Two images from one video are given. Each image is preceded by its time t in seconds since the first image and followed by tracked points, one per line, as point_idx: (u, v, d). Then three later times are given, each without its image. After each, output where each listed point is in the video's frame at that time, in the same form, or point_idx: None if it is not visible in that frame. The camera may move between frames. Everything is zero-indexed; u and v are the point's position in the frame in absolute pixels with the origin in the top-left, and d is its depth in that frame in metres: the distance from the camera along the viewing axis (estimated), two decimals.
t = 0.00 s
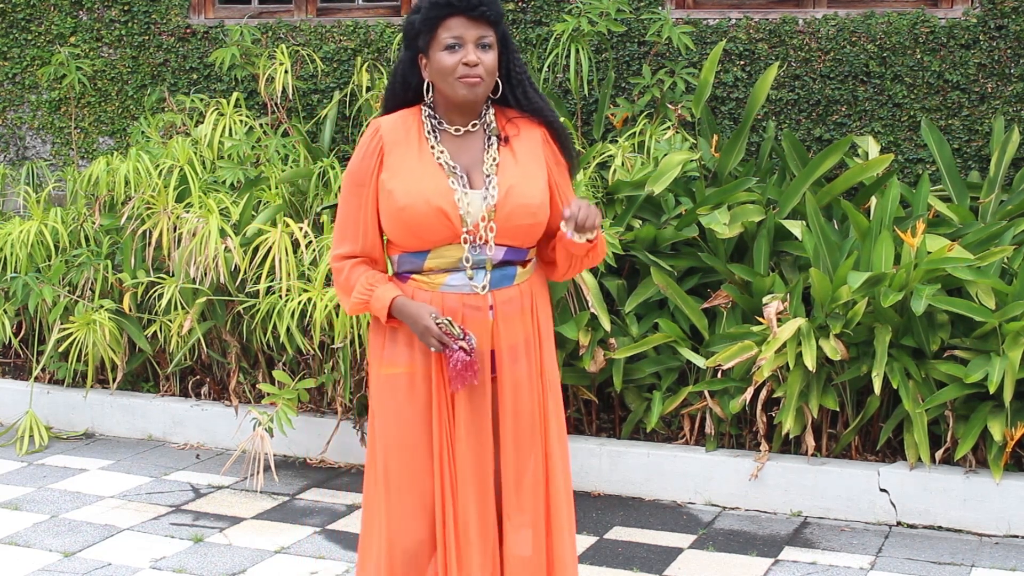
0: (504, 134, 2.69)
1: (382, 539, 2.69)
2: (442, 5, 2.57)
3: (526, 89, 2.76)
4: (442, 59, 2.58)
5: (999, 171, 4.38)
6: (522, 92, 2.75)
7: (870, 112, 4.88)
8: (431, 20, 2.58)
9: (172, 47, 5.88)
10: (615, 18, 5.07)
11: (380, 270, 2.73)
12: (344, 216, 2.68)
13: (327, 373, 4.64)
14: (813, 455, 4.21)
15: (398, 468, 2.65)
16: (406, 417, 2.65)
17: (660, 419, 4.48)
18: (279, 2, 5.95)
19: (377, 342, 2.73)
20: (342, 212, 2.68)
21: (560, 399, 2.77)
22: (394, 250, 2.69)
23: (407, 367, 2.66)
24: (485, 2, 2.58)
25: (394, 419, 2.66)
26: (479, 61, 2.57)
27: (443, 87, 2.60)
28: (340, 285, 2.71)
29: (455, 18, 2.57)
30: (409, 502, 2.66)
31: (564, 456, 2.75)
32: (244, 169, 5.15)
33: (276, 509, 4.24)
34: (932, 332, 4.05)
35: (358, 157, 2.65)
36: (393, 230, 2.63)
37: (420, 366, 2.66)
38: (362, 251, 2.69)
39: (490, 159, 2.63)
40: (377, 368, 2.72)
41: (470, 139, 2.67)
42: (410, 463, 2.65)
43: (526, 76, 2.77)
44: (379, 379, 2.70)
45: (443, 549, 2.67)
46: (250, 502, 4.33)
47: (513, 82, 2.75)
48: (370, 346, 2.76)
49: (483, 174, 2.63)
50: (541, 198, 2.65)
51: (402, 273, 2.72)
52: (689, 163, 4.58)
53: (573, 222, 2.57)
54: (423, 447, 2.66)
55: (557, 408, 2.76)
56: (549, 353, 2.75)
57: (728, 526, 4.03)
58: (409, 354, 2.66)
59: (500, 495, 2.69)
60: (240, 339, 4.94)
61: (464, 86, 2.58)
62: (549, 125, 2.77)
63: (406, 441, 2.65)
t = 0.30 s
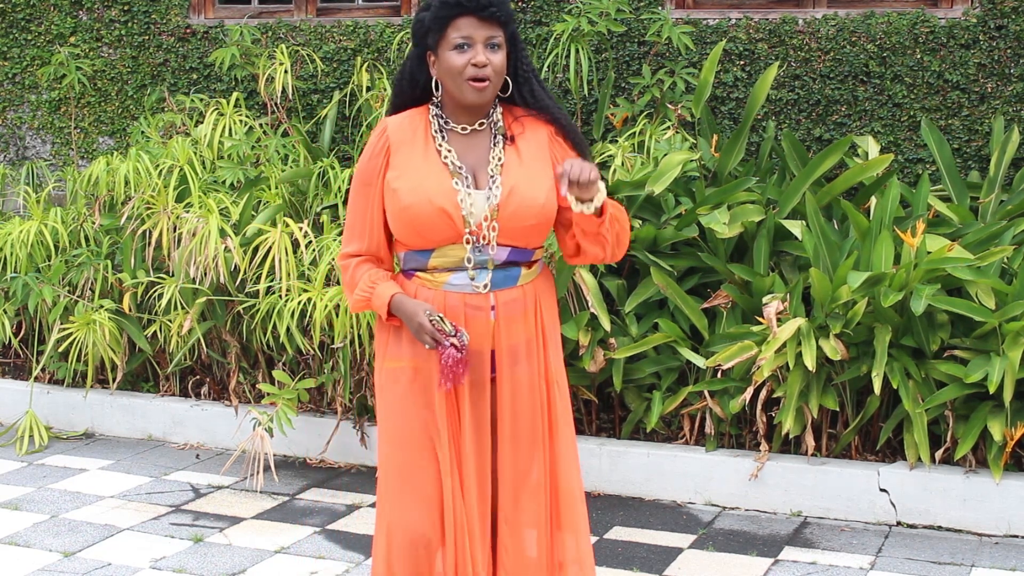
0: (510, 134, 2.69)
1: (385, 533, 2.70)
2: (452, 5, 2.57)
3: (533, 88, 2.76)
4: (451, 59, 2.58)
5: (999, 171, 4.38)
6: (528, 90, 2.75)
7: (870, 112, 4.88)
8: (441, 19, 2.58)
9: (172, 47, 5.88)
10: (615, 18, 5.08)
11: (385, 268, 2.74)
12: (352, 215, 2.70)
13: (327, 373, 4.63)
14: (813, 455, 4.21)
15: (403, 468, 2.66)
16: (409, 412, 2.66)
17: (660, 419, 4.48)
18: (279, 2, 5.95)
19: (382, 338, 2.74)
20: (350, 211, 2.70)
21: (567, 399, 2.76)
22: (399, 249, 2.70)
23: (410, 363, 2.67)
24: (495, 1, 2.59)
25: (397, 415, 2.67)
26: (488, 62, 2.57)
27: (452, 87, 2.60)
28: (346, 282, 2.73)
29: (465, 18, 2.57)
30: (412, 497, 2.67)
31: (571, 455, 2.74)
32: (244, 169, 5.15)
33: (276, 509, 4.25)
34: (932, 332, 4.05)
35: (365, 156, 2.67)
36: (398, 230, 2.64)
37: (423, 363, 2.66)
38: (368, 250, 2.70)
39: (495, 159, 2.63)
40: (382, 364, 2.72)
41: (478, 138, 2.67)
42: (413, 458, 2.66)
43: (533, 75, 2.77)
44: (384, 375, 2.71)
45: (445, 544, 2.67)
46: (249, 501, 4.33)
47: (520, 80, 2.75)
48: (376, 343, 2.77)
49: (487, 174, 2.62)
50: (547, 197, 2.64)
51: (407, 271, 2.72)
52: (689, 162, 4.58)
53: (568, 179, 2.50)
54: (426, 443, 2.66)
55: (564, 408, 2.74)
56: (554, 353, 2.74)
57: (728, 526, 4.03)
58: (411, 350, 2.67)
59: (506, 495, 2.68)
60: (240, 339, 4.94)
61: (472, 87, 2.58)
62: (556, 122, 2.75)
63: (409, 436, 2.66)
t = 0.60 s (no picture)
0: (519, 135, 2.67)
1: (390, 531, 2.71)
2: (461, 5, 2.56)
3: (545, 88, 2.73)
4: (459, 58, 2.58)
5: (999, 171, 4.38)
6: (540, 87, 2.72)
7: (870, 112, 4.88)
8: (450, 19, 2.57)
9: (172, 47, 5.89)
10: (615, 18, 5.08)
11: (388, 262, 2.74)
12: (357, 207, 2.70)
13: (326, 373, 4.63)
14: (813, 455, 4.21)
15: (404, 467, 2.67)
16: (411, 412, 2.66)
17: (660, 419, 4.48)
18: (279, 2, 5.95)
19: (384, 335, 2.74)
20: (356, 202, 2.71)
21: (569, 398, 2.75)
22: (402, 245, 2.70)
23: (412, 361, 2.67)
24: (503, 2, 2.57)
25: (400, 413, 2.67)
26: (495, 61, 2.57)
27: (460, 86, 2.60)
28: (347, 273, 2.74)
29: (473, 18, 2.56)
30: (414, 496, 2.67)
31: (573, 456, 2.72)
32: (244, 170, 5.15)
33: (276, 509, 4.24)
34: (932, 332, 4.05)
35: (373, 149, 2.67)
36: (401, 225, 2.64)
37: (425, 361, 2.66)
38: (372, 242, 2.71)
39: (501, 160, 2.62)
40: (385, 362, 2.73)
41: (486, 137, 2.67)
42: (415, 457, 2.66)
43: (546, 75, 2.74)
44: (387, 373, 2.72)
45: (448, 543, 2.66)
46: (249, 501, 4.33)
47: (532, 78, 2.72)
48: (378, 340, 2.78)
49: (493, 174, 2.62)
50: (551, 198, 2.63)
51: (409, 268, 2.72)
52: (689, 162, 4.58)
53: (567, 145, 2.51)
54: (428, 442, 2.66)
55: (567, 409, 2.74)
56: (555, 353, 2.73)
57: (728, 526, 4.03)
58: (413, 349, 2.67)
59: (506, 495, 2.69)
60: (240, 339, 4.93)
61: (480, 86, 2.58)
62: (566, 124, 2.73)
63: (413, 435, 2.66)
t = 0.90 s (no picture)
0: (523, 137, 2.68)
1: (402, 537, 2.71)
2: (466, 10, 2.56)
3: (552, 93, 2.75)
4: (464, 63, 2.59)
5: (999, 171, 4.38)
6: (547, 91, 2.74)
7: (870, 112, 4.88)
8: (455, 23, 2.58)
9: (172, 47, 5.88)
10: (615, 18, 5.08)
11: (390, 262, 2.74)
12: (361, 205, 2.70)
13: (326, 373, 4.63)
14: (813, 455, 4.21)
15: (412, 471, 2.67)
16: (418, 419, 2.66)
17: (660, 420, 4.48)
18: (279, 2, 5.95)
19: (388, 341, 2.73)
20: (359, 200, 2.70)
21: (570, 400, 2.75)
22: (405, 246, 2.70)
23: (418, 368, 2.67)
24: (508, 8, 2.56)
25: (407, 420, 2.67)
26: (499, 68, 2.57)
27: (464, 90, 2.61)
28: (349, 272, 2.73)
29: (478, 24, 2.56)
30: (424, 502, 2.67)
31: (574, 456, 2.73)
32: (244, 169, 5.15)
33: (276, 509, 4.24)
34: (932, 332, 4.05)
35: (378, 148, 2.67)
36: (403, 225, 2.64)
37: (430, 368, 2.66)
38: (375, 241, 2.70)
39: (505, 161, 2.62)
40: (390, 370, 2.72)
41: (490, 138, 2.67)
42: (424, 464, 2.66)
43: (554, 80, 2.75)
44: (393, 381, 2.71)
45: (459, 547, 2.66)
46: (249, 501, 4.33)
47: (539, 81, 2.74)
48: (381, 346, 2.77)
49: (496, 175, 2.62)
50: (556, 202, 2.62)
51: (411, 271, 2.71)
52: (689, 162, 4.58)
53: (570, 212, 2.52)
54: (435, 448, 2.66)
55: (568, 410, 2.74)
56: (557, 355, 2.73)
57: (728, 526, 4.03)
58: (418, 355, 2.67)
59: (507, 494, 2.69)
60: (240, 339, 4.93)
61: (484, 92, 2.59)
62: (569, 130, 2.74)
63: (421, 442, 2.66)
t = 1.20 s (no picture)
0: (534, 138, 2.68)
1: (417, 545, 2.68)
2: (476, 7, 2.56)
3: (562, 96, 2.75)
4: (472, 61, 2.58)
5: (999, 171, 4.38)
6: (558, 94, 2.74)
7: (870, 112, 4.88)
8: (464, 21, 2.58)
9: (172, 47, 5.89)
10: (615, 18, 5.08)
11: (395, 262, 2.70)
12: (367, 201, 2.65)
13: (327, 373, 4.63)
14: (813, 455, 4.21)
15: (426, 479, 2.64)
16: (431, 426, 2.63)
17: (660, 419, 4.48)
18: (279, 2, 5.95)
19: (396, 345, 2.69)
20: (365, 196, 2.66)
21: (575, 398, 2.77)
22: (413, 245, 2.66)
23: (429, 375, 2.63)
24: (516, 6, 2.56)
25: (421, 426, 2.64)
26: (507, 65, 2.57)
27: (472, 89, 2.61)
28: (352, 269, 2.68)
29: (487, 21, 2.56)
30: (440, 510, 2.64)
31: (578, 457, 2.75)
32: (244, 170, 5.15)
33: (276, 509, 4.24)
34: (932, 332, 4.05)
35: (387, 144, 2.64)
36: (413, 223, 2.61)
37: (442, 374, 2.63)
38: (381, 239, 2.66)
39: (518, 160, 2.62)
40: (398, 377, 2.68)
41: (501, 139, 2.66)
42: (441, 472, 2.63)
43: (565, 82, 2.75)
44: (402, 388, 2.67)
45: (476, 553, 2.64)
46: (249, 501, 4.33)
47: (550, 84, 2.73)
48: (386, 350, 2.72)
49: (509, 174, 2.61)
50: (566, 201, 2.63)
51: (418, 272, 2.68)
52: (689, 162, 4.59)
53: (569, 237, 2.51)
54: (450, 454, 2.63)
55: (573, 411, 2.76)
56: (565, 356, 2.74)
57: (728, 525, 4.03)
58: (430, 362, 2.63)
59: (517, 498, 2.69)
60: (240, 339, 4.93)
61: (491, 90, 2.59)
62: (581, 133, 2.76)
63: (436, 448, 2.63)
